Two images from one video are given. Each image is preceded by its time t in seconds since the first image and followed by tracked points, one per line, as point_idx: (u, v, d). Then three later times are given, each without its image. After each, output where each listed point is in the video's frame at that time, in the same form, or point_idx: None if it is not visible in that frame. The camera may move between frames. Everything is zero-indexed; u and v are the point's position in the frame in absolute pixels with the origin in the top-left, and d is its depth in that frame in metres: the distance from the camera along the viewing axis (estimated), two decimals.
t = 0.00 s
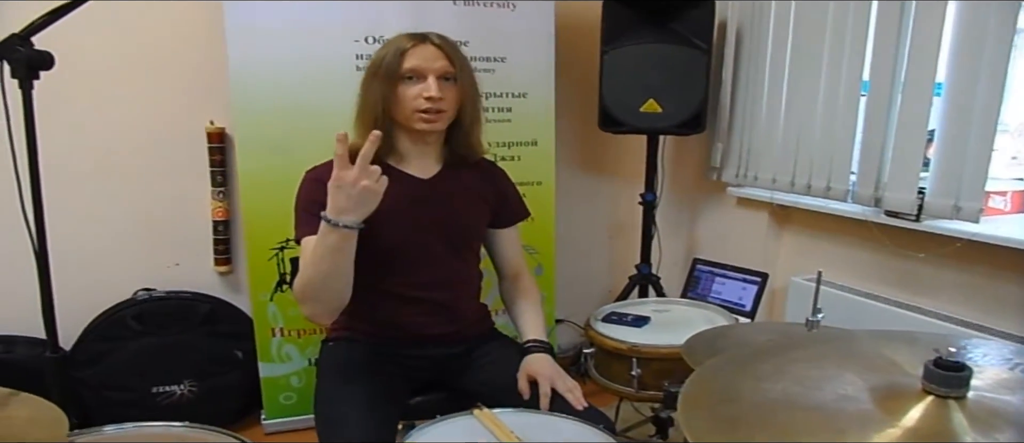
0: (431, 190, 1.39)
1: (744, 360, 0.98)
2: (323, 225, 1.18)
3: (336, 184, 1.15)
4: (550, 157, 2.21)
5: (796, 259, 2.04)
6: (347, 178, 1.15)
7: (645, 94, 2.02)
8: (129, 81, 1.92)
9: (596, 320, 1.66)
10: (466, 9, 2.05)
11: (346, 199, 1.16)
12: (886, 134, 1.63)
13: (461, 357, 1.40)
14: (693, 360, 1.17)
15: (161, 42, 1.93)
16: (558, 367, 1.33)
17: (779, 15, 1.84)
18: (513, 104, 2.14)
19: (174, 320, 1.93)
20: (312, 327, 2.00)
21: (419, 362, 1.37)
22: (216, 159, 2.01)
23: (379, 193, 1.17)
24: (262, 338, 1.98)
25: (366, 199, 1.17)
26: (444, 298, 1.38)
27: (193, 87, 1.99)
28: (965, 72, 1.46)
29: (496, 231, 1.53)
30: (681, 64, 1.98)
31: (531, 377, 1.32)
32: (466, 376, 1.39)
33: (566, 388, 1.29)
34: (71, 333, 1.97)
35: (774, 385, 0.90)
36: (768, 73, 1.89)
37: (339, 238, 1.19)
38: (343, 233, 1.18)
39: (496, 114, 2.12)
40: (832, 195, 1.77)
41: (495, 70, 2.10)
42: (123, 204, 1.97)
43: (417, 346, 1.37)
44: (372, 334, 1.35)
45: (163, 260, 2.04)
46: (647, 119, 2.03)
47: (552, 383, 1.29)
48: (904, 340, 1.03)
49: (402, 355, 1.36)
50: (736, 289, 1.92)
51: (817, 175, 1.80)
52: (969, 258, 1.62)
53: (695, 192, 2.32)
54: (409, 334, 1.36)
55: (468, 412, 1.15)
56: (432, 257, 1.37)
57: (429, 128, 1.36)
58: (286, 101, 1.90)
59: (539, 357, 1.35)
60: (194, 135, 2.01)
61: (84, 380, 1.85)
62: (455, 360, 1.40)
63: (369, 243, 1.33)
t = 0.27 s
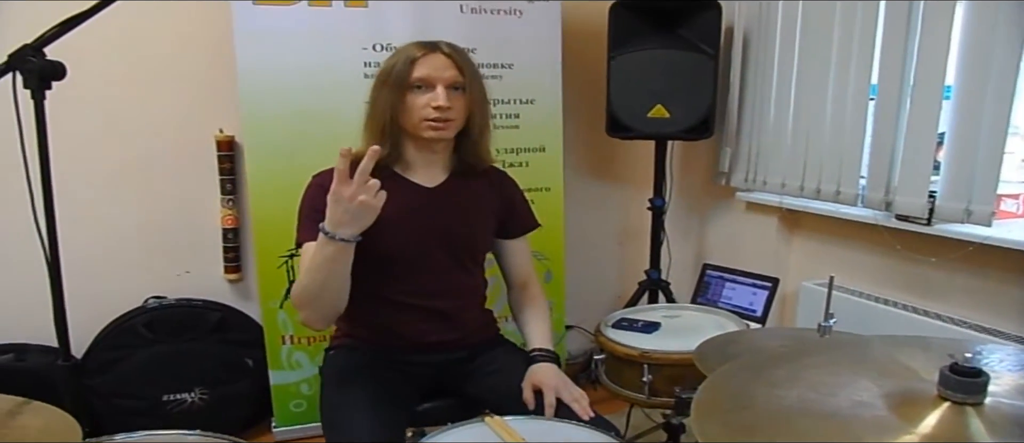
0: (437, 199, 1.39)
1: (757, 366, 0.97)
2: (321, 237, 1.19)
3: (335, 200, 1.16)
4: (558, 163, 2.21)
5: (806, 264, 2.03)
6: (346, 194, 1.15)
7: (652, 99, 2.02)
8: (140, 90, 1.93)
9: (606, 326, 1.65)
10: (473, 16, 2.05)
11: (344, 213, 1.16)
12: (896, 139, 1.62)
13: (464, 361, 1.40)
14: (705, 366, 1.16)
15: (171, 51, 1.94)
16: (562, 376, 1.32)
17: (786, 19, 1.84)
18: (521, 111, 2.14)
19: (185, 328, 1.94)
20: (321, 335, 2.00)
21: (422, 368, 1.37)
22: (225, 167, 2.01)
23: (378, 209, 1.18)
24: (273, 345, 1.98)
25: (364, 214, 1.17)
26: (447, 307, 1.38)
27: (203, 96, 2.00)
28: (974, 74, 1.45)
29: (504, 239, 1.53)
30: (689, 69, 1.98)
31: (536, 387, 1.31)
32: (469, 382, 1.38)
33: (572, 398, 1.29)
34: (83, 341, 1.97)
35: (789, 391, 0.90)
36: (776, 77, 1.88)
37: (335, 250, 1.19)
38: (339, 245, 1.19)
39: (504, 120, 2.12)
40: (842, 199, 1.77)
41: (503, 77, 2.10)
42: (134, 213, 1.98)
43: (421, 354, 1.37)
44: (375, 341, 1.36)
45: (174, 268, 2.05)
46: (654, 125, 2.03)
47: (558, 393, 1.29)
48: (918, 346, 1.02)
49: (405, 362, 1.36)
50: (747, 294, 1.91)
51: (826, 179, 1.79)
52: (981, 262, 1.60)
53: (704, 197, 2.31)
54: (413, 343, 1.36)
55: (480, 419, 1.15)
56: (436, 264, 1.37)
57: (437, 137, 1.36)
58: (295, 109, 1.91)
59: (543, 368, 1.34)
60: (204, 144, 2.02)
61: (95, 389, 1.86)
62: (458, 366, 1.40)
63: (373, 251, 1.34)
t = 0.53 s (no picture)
0: (433, 200, 1.38)
1: (758, 367, 0.97)
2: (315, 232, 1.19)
3: (329, 194, 1.16)
4: (556, 162, 2.21)
5: (804, 264, 2.03)
6: (340, 188, 1.16)
7: (651, 99, 2.02)
8: (138, 89, 1.92)
9: (604, 326, 1.65)
10: (472, 15, 2.05)
11: (338, 208, 1.16)
12: (893, 141, 1.63)
13: (455, 362, 1.40)
14: (705, 367, 1.16)
15: (169, 50, 1.94)
16: (553, 379, 1.31)
17: (786, 19, 1.84)
18: (520, 111, 2.14)
19: (182, 328, 1.93)
20: (319, 334, 1.99)
21: (415, 369, 1.37)
22: (223, 167, 2.01)
23: (372, 203, 1.18)
24: (270, 345, 1.98)
25: (358, 209, 1.17)
26: (438, 309, 1.38)
27: (201, 95, 1.99)
28: (972, 75, 1.46)
29: (499, 242, 1.52)
30: (688, 69, 1.98)
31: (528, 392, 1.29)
32: (463, 382, 1.38)
33: (564, 401, 1.28)
34: (80, 340, 1.97)
35: (790, 392, 0.90)
36: (775, 77, 1.88)
37: (330, 246, 1.19)
38: (333, 241, 1.18)
39: (503, 120, 2.12)
40: (841, 199, 1.77)
41: (502, 76, 2.10)
42: (131, 212, 1.97)
43: (412, 356, 1.37)
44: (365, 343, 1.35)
45: (172, 268, 2.04)
46: (653, 125, 2.02)
47: (549, 396, 1.28)
48: (918, 346, 1.02)
49: (397, 363, 1.36)
50: (746, 294, 1.91)
51: (826, 179, 1.79)
52: (980, 262, 1.61)
53: (703, 197, 2.31)
54: (404, 345, 1.36)
55: (479, 420, 1.15)
56: (430, 264, 1.37)
57: (438, 140, 1.36)
58: (294, 108, 1.90)
59: (534, 372, 1.33)
60: (202, 143, 2.02)
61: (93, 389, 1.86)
62: (451, 368, 1.40)
63: (367, 251, 1.33)
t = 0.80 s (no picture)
0: (438, 196, 1.38)
1: (758, 363, 0.97)
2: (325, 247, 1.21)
3: (335, 216, 1.16)
4: (556, 158, 2.20)
5: (804, 260, 2.03)
6: (347, 210, 1.15)
7: (651, 95, 2.01)
8: (136, 85, 1.92)
9: (604, 322, 1.65)
10: (471, 11, 2.04)
11: (345, 228, 1.17)
12: (894, 132, 1.63)
13: (459, 358, 1.39)
14: (704, 363, 1.16)
15: (167, 46, 1.93)
16: (557, 374, 1.32)
17: (786, 15, 1.83)
18: (519, 107, 2.13)
19: (181, 325, 1.93)
20: (318, 331, 1.99)
21: (417, 365, 1.36)
22: (222, 163, 2.01)
23: (379, 225, 1.17)
24: (270, 342, 1.97)
25: (365, 229, 1.18)
26: (444, 304, 1.38)
27: (199, 91, 1.99)
28: (973, 71, 1.45)
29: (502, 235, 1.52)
30: (687, 65, 1.98)
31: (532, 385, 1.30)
32: (467, 378, 1.38)
33: (567, 395, 1.28)
34: (79, 337, 1.97)
35: (789, 388, 0.90)
36: (775, 73, 1.88)
37: (335, 263, 1.21)
38: (339, 258, 1.21)
39: (502, 116, 2.12)
40: (840, 195, 1.77)
41: (501, 72, 2.09)
42: (130, 208, 1.97)
43: (415, 351, 1.37)
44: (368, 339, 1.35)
45: (171, 265, 2.04)
46: (653, 121, 2.02)
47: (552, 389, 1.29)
48: (918, 342, 1.02)
49: (399, 359, 1.35)
50: (745, 290, 1.91)
51: (825, 176, 1.79)
52: (980, 258, 1.61)
53: (702, 193, 2.31)
54: (407, 341, 1.36)
55: (478, 416, 1.15)
56: (432, 260, 1.37)
57: (450, 139, 1.36)
58: (293, 104, 1.90)
59: (538, 365, 1.34)
60: (201, 140, 2.01)
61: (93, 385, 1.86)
62: (453, 363, 1.39)
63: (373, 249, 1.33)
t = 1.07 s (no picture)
0: (436, 195, 1.38)
1: (752, 361, 0.97)
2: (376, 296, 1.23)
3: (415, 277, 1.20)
4: (551, 157, 2.21)
5: (799, 258, 2.03)
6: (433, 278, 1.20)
7: (647, 93, 2.01)
8: (130, 84, 1.91)
9: (600, 320, 1.65)
10: (466, 9, 2.04)
11: (413, 290, 1.21)
12: (889, 131, 1.63)
13: (457, 355, 1.39)
14: (699, 361, 1.16)
15: (161, 44, 1.92)
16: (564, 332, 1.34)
17: (781, 12, 1.83)
18: (514, 105, 2.13)
19: (177, 324, 1.93)
20: (314, 329, 1.99)
21: (415, 363, 1.36)
22: (218, 162, 2.00)
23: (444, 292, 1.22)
24: (266, 340, 1.97)
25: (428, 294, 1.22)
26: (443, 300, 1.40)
27: (194, 90, 1.98)
28: (968, 69, 1.46)
29: (500, 233, 1.52)
30: (682, 62, 1.98)
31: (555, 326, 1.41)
32: (465, 375, 1.38)
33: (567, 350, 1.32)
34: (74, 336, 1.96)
35: (783, 386, 0.90)
36: (771, 71, 1.88)
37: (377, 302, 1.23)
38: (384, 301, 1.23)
39: (498, 114, 2.12)
40: (836, 193, 1.77)
41: (496, 71, 2.09)
42: (125, 207, 1.97)
43: (414, 348, 1.37)
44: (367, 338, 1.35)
45: (166, 264, 2.04)
46: (649, 119, 2.02)
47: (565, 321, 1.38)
48: (911, 340, 1.03)
49: (397, 357, 1.35)
50: (741, 287, 1.92)
51: (821, 173, 1.79)
52: (975, 255, 1.61)
53: (698, 191, 2.31)
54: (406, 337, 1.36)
55: (474, 415, 1.15)
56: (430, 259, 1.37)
57: (448, 137, 1.36)
58: (287, 102, 1.90)
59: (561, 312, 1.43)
60: (195, 138, 2.01)
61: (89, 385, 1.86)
62: (450, 361, 1.39)
63: (372, 247, 1.34)
